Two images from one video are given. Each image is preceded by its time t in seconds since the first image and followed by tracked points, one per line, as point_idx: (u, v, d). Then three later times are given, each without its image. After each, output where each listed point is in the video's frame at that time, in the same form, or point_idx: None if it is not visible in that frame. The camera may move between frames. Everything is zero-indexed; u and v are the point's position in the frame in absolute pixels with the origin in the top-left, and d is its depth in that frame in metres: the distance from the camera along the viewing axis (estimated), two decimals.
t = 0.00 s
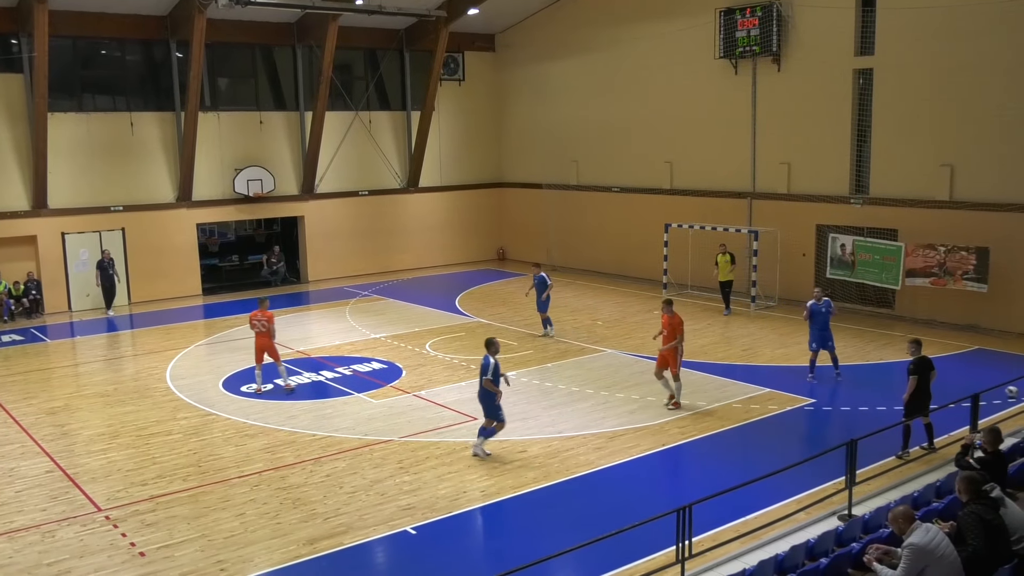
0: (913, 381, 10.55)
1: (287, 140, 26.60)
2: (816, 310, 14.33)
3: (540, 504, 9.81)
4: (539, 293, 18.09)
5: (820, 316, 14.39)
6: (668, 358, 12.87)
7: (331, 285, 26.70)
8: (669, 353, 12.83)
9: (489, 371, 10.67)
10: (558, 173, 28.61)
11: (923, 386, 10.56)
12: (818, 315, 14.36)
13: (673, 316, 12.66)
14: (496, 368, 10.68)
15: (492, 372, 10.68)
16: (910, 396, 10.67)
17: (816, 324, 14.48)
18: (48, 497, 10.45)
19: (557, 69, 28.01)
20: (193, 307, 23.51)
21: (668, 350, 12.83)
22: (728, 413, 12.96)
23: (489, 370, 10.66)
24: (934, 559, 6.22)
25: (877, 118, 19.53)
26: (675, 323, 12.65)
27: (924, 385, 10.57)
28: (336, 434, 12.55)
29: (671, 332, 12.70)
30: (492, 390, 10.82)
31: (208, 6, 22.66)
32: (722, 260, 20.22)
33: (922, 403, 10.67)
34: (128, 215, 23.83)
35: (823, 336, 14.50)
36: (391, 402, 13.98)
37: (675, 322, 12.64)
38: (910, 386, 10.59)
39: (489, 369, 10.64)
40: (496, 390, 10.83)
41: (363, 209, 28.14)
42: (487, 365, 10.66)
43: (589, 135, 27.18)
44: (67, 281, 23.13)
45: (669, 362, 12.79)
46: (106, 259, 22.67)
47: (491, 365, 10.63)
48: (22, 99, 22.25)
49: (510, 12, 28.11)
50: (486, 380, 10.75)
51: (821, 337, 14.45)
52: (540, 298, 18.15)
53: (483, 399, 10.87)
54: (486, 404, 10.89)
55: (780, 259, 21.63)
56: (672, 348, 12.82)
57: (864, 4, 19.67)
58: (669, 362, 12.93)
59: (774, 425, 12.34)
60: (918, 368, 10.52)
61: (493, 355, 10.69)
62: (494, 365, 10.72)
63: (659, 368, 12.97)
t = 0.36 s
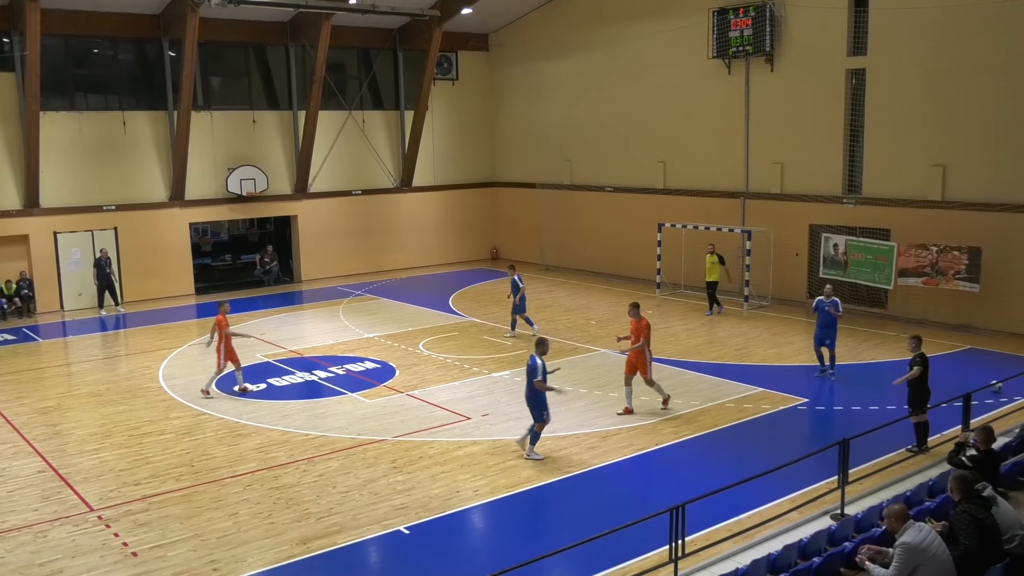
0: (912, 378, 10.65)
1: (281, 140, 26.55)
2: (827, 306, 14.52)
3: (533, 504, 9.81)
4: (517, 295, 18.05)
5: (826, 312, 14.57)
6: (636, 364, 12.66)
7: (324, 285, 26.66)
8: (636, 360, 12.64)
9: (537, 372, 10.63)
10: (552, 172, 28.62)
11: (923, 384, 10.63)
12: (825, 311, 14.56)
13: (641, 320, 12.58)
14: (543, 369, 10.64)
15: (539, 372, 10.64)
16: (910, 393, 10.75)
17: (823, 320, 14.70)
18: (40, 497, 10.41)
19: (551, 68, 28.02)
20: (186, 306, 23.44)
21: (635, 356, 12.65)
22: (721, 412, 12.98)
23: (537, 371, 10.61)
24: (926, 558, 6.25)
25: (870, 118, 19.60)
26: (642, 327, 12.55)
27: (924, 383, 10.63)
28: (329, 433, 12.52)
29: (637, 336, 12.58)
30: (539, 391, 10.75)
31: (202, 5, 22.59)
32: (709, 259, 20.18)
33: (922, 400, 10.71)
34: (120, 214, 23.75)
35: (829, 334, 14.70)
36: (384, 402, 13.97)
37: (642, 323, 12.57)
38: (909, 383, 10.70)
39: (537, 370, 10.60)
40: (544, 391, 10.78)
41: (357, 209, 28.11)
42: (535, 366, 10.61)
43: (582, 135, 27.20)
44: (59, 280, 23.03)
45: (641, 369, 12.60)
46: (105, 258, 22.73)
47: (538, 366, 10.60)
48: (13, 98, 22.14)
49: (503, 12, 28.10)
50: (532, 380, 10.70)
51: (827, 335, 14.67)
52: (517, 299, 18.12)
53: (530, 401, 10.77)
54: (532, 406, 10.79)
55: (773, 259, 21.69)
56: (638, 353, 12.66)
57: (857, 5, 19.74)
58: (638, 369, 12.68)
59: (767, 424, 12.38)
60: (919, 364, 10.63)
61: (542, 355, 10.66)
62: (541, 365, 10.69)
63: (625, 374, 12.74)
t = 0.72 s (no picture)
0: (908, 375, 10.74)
1: (279, 139, 26.54)
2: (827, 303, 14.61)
3: (531, 503, 9.82)
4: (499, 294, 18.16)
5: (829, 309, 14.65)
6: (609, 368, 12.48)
7: (321, 284, 26.64)
8: (605, 365, 12.32)
9: (583, 371, 10.53)
10: (550, 172, 28.62)
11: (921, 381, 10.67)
12: (829, 308, 14.66)
13: (608, 322, 12.26)
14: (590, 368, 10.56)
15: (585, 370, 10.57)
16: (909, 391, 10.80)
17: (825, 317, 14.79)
18: (37, 497, 10.40)
19: (549, 68, 28.02)
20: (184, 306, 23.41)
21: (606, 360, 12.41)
22: (720, 412, 12.99)
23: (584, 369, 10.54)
24: (924, 556, 6.25)
25: (868, 118, 19.62)
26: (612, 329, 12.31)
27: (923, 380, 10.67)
28: (327, 433, 12.52)
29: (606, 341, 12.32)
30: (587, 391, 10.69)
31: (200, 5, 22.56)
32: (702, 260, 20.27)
33: (921, 399, 10.72)
34: (118, 213, 23.72)
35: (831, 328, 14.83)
36: (382, 402, 13.96)
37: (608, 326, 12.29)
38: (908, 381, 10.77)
39: (585, 369, 10.50)
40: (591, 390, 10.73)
41: (355, 208, 28.10)
42: (581, 364, 10.53)
43: (580, 135, 27.20)
44: (57, 280, 23.01)
45: (608, 374, 12.17)
46: (109, 255, 22.76)
47: (584, 364, 10.52)
48: (11, 97, 22.11)
49: (502, 11, 28.09)
50: (579, 380, 10.61)
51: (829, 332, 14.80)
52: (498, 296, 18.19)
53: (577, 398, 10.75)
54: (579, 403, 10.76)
55: (771, 258, 21.70)
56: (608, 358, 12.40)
57: (855, 5, 19.77)
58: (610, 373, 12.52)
59: (764, 424, 12.39)
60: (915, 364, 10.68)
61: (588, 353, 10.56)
62: (589, 365, 10.61)
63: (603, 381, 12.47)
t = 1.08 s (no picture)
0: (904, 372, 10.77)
1: (275, 139, 26.50)
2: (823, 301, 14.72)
3: (528, 503, 9.83)
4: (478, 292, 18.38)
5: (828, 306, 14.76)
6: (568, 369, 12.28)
7: (318, 284, 26.59)
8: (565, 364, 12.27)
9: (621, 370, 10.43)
10: (546, 171, 28.64)
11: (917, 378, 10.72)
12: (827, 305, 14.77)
13: (573, 323, 12.14)
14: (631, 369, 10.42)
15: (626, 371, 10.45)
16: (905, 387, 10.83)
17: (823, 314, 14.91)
18: (33, 497, 10.37)
19: (545, 67, 28.02)
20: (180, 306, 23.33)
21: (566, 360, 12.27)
22: (716, 411, 13.00)
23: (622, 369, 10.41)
24: (920, 555, 6.27)
25: (863, 117, 19.67)
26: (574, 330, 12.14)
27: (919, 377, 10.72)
28: (323, 433, 12.51)
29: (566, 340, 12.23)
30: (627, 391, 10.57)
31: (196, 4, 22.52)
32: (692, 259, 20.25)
33: (916, 397, 10.82)
34: (114, 214, 23.68)
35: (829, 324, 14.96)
36: (379, 401, 13.96)
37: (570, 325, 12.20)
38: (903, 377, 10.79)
39: (625, 369, 10.40)
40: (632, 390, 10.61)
41: (350, 208, 28.06)
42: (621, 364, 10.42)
43: (577, 135, 27.20)
44: (53, 280, 22.95)
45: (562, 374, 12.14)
46: (105, 255, 22.63)
47: (625, 364, 10.40)
48: (6, 97, 22.05)
49: (497, 11, 28.09)
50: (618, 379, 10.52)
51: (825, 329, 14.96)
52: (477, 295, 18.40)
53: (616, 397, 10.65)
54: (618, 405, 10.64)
55: (767, 257, 21.73)
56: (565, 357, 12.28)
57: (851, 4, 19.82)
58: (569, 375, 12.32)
59: (761, 422, 12.42)
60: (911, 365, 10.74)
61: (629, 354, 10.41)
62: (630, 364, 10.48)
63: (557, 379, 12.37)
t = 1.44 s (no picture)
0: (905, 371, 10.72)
1: (273, 139, 26.49)
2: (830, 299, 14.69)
3: (527, 502, 9.83)
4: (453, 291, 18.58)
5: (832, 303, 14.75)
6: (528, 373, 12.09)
7: (316, 284, 26.56)
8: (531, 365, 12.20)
9: (665, 367, 10.46)
10: (544, 171, 28.64)
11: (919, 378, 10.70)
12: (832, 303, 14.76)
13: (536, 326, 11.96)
14: (674, 364, 10.51)
15: (668, 367, 10.47)
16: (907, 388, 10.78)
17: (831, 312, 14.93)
18: (31, 497, 10.36)
19: (544, 67, 28.01)
20: (178, 306, 23.31)
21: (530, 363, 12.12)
22: (715, 411, 13.01)
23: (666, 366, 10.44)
24: (918, 554, 6.26)
25: (862, 116, 19.68)
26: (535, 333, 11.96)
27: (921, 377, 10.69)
28: (322, 433, 12.51)
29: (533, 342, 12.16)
30: (666, 387, 10.57)
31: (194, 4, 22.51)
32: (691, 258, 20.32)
33: (919, 397, 10.75)
34: (112, 213, 23.65)
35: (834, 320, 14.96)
36: (378, 401, 13.95)
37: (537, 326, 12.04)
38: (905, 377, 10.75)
39: (668, 364, 10.43)
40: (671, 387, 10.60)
41: (349, 207, 28.05)
42: (663, 361, 10.45)
43: (575, 135, 27.19)
44: (51, 280, 22.93)
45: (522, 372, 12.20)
46: (105, 256, 22.47)
47: (667, 360, 10.44)
48: (4, 97, 22.02)
49: (496, 10, 28.09)
50: (659, 376, 10.51)
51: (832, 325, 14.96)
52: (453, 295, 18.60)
53: (653, 395, 10.60)
54: (659, 404, 10.62)
55: (766, 257, 21.75)
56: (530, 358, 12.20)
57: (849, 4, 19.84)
58: (528, 379, 12.08)
59: (760, 422, 12.42)
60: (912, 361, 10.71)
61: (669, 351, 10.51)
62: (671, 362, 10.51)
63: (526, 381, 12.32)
